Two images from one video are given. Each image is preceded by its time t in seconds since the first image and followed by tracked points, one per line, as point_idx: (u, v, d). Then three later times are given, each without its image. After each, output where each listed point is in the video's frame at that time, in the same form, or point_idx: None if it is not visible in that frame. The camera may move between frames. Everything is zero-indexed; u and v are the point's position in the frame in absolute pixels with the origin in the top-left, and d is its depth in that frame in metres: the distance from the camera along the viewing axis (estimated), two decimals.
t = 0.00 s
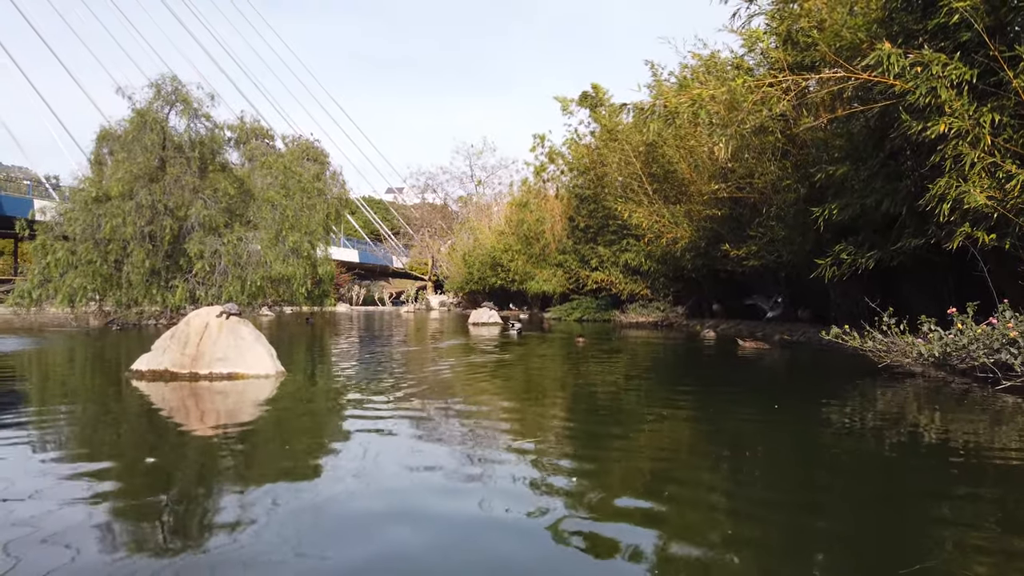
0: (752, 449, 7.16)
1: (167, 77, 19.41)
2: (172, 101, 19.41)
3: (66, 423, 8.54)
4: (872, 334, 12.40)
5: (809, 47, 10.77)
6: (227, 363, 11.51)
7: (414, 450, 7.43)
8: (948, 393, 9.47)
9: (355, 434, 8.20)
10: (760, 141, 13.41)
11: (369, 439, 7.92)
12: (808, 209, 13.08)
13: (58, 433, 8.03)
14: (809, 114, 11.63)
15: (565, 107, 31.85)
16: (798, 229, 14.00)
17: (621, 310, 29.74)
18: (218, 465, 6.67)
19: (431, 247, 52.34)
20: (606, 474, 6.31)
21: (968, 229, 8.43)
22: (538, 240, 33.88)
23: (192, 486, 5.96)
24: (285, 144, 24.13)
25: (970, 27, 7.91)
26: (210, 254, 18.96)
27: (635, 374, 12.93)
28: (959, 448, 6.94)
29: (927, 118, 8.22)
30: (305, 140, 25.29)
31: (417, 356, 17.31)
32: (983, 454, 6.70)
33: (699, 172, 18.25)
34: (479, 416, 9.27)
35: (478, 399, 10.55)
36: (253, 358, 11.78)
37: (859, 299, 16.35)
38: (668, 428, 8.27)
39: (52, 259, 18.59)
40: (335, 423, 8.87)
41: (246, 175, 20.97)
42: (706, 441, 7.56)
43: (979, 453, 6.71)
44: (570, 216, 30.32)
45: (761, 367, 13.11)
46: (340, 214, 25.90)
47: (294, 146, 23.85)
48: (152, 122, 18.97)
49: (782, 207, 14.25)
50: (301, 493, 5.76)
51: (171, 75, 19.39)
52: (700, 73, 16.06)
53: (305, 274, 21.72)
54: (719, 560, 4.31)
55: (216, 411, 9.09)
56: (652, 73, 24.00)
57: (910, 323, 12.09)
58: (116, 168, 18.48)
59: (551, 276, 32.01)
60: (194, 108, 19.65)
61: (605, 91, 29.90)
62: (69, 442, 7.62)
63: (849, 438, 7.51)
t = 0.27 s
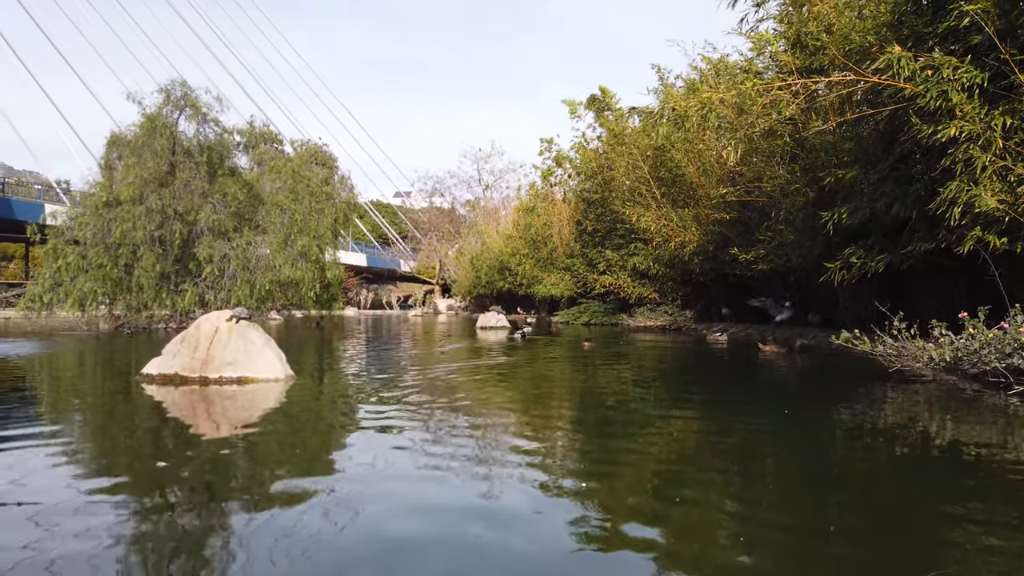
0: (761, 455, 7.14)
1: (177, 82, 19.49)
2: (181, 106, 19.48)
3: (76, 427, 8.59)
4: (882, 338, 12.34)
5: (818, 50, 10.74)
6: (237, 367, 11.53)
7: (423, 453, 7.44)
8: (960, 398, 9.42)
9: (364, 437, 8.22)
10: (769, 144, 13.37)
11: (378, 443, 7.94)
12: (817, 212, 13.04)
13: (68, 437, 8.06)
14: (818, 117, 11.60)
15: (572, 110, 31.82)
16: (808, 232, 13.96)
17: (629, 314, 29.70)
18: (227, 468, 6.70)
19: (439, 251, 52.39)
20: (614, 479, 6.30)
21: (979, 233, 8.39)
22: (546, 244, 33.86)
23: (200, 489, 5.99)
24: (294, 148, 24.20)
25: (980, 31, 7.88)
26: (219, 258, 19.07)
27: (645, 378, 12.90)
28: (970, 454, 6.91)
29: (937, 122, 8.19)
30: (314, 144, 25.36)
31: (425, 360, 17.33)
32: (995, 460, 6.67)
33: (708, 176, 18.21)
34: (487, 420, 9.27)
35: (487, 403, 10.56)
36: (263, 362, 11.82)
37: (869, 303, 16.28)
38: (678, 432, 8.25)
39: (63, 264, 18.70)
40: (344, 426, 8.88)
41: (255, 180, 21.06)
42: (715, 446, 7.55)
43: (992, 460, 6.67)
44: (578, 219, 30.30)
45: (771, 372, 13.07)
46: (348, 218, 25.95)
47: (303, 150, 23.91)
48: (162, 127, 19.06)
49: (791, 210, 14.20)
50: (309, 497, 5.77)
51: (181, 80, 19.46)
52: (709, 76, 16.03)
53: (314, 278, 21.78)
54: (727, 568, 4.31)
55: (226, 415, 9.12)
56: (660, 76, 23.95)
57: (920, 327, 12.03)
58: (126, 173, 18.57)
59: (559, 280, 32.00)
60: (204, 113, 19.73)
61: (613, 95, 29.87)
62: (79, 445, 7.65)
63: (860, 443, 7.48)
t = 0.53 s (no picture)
0: (767, 459, 7.12)
1: (183, 87, 19.54)
2: (188, 111, 19.52)
3: (84, 431, 8.60)
4: (890, 343, 12.30)
5: (826, 54, 10.72)
6: (244, 371, 11.57)
7: (429, 457, 7.44)
8: (969, 403, 9.37)
9: (371, 441, 8.23)
10: (775, 148, 13.36)
11: (384, 446, 7.95)
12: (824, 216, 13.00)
13: (76, 440, 8.10)
14: (825, 121, 11.58)
15: (577, 114, 31.81)
16: (815, 236, 13.91)
17: (635, 318, 29.66)
18: (233, 471, 6.71)
19: (445, 255, 52.41)
20: (621, 484, 6.29)
21: (988, 237, 8.36)
22: (552, 248, 33.85)
23: (206, 493, 6.00)
24: (300, 152, 24.26)
25: (989, 34, 7.85)
26: (226, 262, 19.10)
27: (652, 382, 12.88)
28: (981, 459, 6.87)
29: (946, 126, 8.17)
30: (319, 148, 25.40)
31: (431, 364, 17.33)
32: (1006, 466, 6.64)
33: (714, 180, 18.19)
34: (493, 424, 9.27)
35: (493, 408, 10.54)
36: (270, 366, 11.83)
37: (876, 307, 16.23)
38: (685, 437, 8.23)
39: (71, 268, 18.77)
40: (351, 431, 8.88)
41: (261, 184, 21.10)
42: (722, 450, 7.54)
43: (1002, 465, 6.64)
44: (584, 223, 30.28)
45: (778, 376, 13.03)
46: (354, 222, 25.99)
47: (309, 155, 23.95)
48: (169, 132, 19.11)
49: (798, 214, 14.18)
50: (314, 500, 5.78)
51: (187, 85, 19.52)
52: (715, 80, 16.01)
53: (320, 282, 21.82)
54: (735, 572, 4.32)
55: (233, 419, 9.13)
56: (665, 80, 23.93)
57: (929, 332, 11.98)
58: (133, 177, 18.64)
59: (564, 284, 31.98)
60: (210, 118, 19.79)
61: (618, 99, 29.87)
62: (87, 450, 7.67)
63: (869, 448, 7.45)
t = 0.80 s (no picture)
0: (777, 464, 7.08)
1: (194, 92, 19.64)
2: (199, 116, 19.61)
3: (96, 434, 8.66)
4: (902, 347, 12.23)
5: (836, 58, 10.70)
6: (255, 375, 11.60)
7: (439, 461, 7.44)
8: (982, 408, 9.32)
9: (380, 445, 8.23)
10: (785, 152, 13.31)
11: (394, 450, 7.95)
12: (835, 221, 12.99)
13: (88, 443, 8.14)
14: (835, 125, 11.55)
15: (586, 118, 31.81)
16: (826, 240, 13.91)
17: (644, 322, 29.62)
18: (242, 474, 6.73)
19: (453, 259, 52.50)
20: (629, 488, 6.28)
21: (1000, 241, 8.31)
22: (561, 252, 33.82)
23: (215, 496, 6.02)
24: (310, 157, 24.34)
25: (1000, 37, 7.83)
26: (236, 265, 19.21)
27: (662, 386, 12.85)
28: (993, 464, 6.84)
29: (957, 129, 8.13)
30: (329, 153, 25.48)
31: (440, 368, 17.34)
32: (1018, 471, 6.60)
33: (723, 184, 18.16)
34: (502, 428, 9.26)
35: (502, 411, 10.56)
36: (281, 369, 11.89)
37: (888, 311, 16.15)
38: (695, 441, 8.21)
39: (83, 272, 18.92)
40: (361, 434, 8.90)
41: (271, 189, 21.20)
42: (731, 455, 7.50)
43: (1015, 470, 6.60)
44: (593, 227, 30.26)
45: (789, 380, 12.98)
46: (363, 226, 26.05)
47: (319, 159, 24.04)
48: (179, 137, 19.20)
49: (808, 218, 14.12)
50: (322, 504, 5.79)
51: (198, 90, 19.61)
52: (725, 84, 15.98)
53: (330, 286, 21.90)
54: None
55: (245, 422, 9.17)
56: (674, 84, 23.89)
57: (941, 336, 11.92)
58: (144, 181, 18.74)
59: (573, 288, 31.97)
60: (220, 123, 19.89)
61: (627, 103, 29.84)
62: (97, 452, 7.72)
63: (881, 453, 7.41)
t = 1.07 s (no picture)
0: (789, 469, 7.04)
1: (205, 97, 19.73)
2: (210, 121, 19.70)
3: (107, 437, 8.71)
4: (914, 351, 12.14)
5: (847, 61, 10.66)
6: (266, 378, 11.65)
7: (448, 465, 7.44)
8: (995, 413, 9.24)
9: (390, 449, 8.23)
10: (796, 155, 13.26)
11: (403, 454, 7.96)
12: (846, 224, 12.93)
13: (101, 446, 8.18)
14: (846, 128, 11.51)
15: (595, 122, 31.79)
16: (837, 244, 13.85)
17: (654, 325, 29.56)
18: (253, 478, 6.74)
19: (462, 262, 52.55)
20: (639, 494, 6.25)
21: (1014, 244, 8.24)
22: (569, 256, 33.79)
23: (226, 499, 6.03)
24: (319, 161, 24.42)
25: (1013, 40, 7.80)
26: (247, 269, 19.32)
27: (672, 390, 12.81)
28: (1007, 469, 6.79)
29: (969, 132, 8.08)
30: (339, 157, 25.57)
31: (449, 371, 17.36)
32: None
33: (733, 187, 18.12)
34: (511, 432, 9.24)
35: (512, 415, 10.56)
36: (292, 373, 11.93)
37: (900, 315, 16.07)
38: (705, 446, 8.19)
39: (95, 276, 19.04)
40: (371, 437, 8.92)
41: (281, 193, 21.29)
42: (742, 460, 7.47)
43: None
44: (602, 231, 30.22)
45: (799, 384, 12.92)
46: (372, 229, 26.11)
47: (328, 163, 24.12)
48: (191, 141, 19.28)
49: (819, 221, 14.05)
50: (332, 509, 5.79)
51: (209, 95, 19.70)
52: (735, 87, 15.94)
53: (340, 290, 21.97)
54: None
55: (255, 426, 9.20)
56: (684, 87, 23.85)
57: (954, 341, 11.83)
58: (156, 186, 18.84)
59: (583, 291, 31.94)
60: (231, 127, 19.98)
61: (636, 106, 29.83)
62: (109, 455, 7.75)
63: (893, 458, 7.37)
